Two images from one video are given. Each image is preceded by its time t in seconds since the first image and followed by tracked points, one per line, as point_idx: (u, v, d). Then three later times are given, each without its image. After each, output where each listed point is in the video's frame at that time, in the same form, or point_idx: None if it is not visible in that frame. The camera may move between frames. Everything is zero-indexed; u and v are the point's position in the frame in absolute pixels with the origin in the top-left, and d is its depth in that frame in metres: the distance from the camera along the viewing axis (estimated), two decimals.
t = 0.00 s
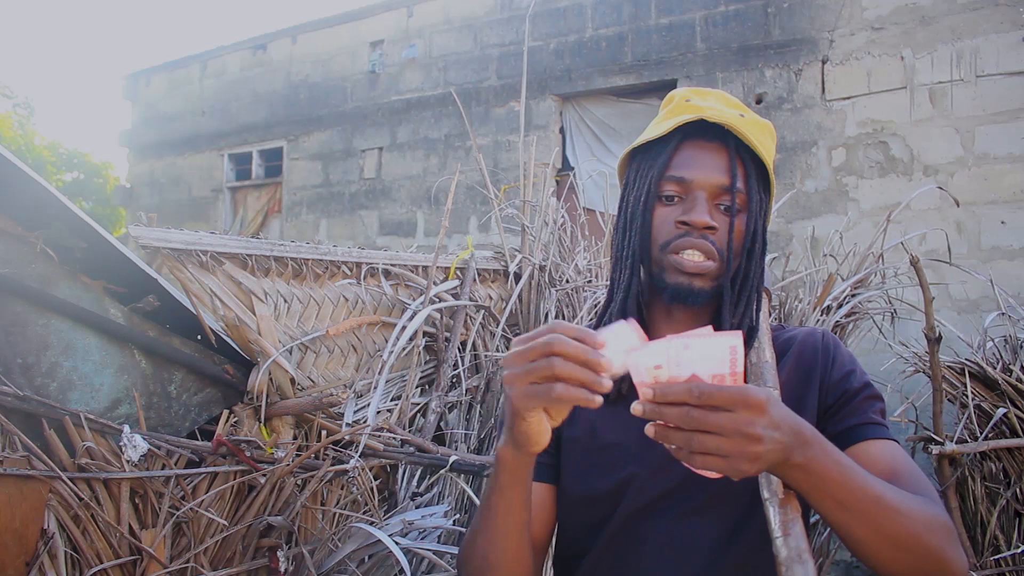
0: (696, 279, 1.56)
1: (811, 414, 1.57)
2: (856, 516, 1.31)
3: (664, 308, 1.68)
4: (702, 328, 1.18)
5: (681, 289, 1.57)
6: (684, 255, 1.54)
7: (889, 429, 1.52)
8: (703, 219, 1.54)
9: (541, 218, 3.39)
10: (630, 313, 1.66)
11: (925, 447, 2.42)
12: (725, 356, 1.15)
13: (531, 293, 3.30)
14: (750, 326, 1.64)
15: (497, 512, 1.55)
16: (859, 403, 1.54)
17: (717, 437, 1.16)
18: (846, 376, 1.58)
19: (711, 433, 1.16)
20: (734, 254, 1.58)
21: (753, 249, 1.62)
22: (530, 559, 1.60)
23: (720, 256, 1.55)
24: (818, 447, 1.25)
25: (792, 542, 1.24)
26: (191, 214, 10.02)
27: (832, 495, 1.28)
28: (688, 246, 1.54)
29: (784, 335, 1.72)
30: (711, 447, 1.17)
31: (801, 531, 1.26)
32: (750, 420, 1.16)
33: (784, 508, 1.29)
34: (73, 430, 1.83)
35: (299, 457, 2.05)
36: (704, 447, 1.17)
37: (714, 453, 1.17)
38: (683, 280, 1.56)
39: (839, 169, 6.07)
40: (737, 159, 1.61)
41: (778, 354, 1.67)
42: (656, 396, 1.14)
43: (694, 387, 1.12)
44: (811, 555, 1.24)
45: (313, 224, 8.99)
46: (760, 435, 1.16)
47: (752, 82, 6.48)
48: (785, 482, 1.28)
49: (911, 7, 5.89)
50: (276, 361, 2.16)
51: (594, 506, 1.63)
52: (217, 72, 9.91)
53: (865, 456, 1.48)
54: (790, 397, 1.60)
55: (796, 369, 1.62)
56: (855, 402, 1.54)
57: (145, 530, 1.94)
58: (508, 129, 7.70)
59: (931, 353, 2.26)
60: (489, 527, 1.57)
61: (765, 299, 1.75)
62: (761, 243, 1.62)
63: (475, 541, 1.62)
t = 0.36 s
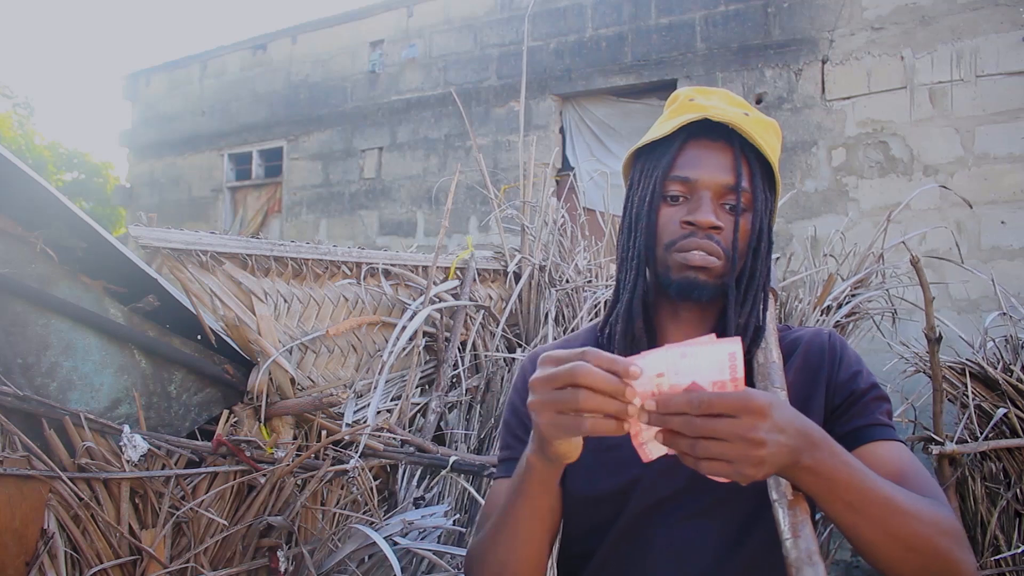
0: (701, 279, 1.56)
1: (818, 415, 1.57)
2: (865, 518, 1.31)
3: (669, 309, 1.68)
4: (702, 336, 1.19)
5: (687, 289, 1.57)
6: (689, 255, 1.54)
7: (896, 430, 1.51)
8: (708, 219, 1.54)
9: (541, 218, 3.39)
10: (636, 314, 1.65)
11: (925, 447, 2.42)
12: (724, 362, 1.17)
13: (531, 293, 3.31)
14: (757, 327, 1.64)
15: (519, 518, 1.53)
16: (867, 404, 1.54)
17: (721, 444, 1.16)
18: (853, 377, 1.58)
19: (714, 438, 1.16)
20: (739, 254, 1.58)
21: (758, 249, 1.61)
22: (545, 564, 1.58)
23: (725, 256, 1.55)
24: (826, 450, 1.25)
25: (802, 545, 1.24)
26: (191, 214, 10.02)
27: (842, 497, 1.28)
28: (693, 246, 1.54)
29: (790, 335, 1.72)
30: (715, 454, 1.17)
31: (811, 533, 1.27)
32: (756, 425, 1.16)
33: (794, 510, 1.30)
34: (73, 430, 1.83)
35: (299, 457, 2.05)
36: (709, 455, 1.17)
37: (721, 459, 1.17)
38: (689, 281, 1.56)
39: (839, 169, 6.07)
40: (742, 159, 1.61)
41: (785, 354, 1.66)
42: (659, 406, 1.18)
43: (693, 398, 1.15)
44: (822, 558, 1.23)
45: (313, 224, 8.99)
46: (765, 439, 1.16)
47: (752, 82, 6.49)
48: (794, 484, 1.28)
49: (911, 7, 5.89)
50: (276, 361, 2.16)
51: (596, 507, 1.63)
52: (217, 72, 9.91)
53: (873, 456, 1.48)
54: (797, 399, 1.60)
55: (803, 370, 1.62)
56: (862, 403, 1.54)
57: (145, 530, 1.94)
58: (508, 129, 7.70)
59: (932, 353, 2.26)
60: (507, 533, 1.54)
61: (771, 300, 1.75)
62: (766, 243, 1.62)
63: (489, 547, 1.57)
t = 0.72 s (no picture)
0: (701, 279, 1.56)
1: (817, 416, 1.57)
2: (865, 521, 1.31)
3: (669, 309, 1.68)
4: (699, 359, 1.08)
5: (686, 288, 1.56)
6: (689, 254, 1.54)
7: (896, 431, 1.52)
8: (710, 219, 1.53)
9: (541, 218, 3.38)
10: (636, 313, 1.65)
11: (925, 447, 2.42)
12: (717, 381, 1.08)
13: (531, 293, 3.31)
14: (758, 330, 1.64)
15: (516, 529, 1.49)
16: (867, 405, 1.54)
17: (714, 447, 1.16)
18: (853, 377, 1.58)
19: (707, 443, 1.16)
20: (740, 255, 1.58)
21: (759, 251, 1.62)
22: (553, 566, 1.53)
23: (725, 257, 1.55)
24: (823, 452, 1.25)
25: (804, 553, 1.25)
26: (191, 214, 10.02)
27: (842, 500, 1.28)
28: (694, 246, 1.54)
29: (790, 335, 1.72)
30: (710, 455, 1.17)
31: (812, 541, 1.27)
32: (751, 426, 1.16)
33: (795, 516, 1.30)
34: (73, 430, 1.83)
35: (299, 457, 2.05)
36: (705, 456, 1.17)
37: (717, 460, 1.17)
38: (688, 280, 1.56)
39: (839, 168, 6.07)
40: (745, 159, 1.61)
41: (785, 354, 1.66)
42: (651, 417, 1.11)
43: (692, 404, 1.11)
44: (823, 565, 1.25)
45: (313, 224, 8.99)
46: (760, 439, 1.16)
47: (752, 82, 6.49)
48: (794, 488, 1.28)
49: (911, 7, 5.89)
50: (276, 361, 2.16)
51: (597, 509, 1.62)
52: (217, 72, 9.90)
53: (874, 458, 1.49)
54: (797, 400, 1.60)
55: (804, 370, 1.62)
56: (862, 404, 1.54)
57: (145, 530, 1.94)
58: (508, 129, 7.69)
59: (932, 353, 2.26)
60: (506, 547, 1.51)
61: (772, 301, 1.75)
62: (767, 244, 1.62)
63: (489, 550, 1.55)
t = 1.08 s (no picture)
0: (695, 274, 1.56)
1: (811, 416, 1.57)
2: (857, 519, 1.31)
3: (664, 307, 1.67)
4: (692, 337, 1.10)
5: (679, 283, 1.56)
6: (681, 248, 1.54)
7: (891, 428, 1.52)
8: (701, 213, 1.53)
9: (541, 218, 3.38)
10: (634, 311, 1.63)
11: (925, 447, 2.42)
12: (712, 366, 1.10)
13: (531, 293, 3.31)
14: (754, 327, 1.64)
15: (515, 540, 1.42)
16: (861, 403, 1.54)
17: (708, 438, 1.15)
18: (848, 375, 1.58)
19: (701, 433, 1.15)
20: (732, 248, 1.58)
21: (753, 243, 1.62)
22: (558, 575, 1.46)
23: (718, 250, 1.55)
24: (816, 450, 1.24)
25: (794, 552, 1.27)
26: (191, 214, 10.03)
27: (834, 498, 1.28)
28: (686, 239, 1.54)
29: (785, 334, 1.72)
30: (703, 448, 1.16)
31: (803, 539, 1.29)
32: (746, 418, 1.15)
33: (786, 515, 1.32)
34: (73, 430, 1.83)
35: (299, 457, 2.05)
36: (702, 449, 1.16)
37: (710, 454, 1.16)
38: (682, 275, 1.55)
39: (839, 168, 6.07)
40: (733, 153, 1.61)
41: (779, 354, 1.66)
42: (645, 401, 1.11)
43: (685, 391, 1.11)
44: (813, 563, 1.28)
45: (313, 224, 8.99)
46: (754, 432, 1.16)
47: (752, 82, 6.48)
48: (788, 486, 1.28)
49: (911, 7, 5.89)
50: (276, 361, 2.16)
51: (597, 510, 1.62)
52: (217, 72, 9.91)
53: (869, 457, 1.48)
54: (792, 399, 1.60)
55: (798, 370, 1.62)
56: (858, 402, 1.54)
57: (145, 530, 1.94)
58: (508, 129, 7.69)
59: (932, 353, 2.26)
60: (506, 560, 1.43)
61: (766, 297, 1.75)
62: (759, 237, 1.63)
63: (487, 563, 1.48)
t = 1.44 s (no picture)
0: (692, 279, 1.56)
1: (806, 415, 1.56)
2: (849, 520, 1.30)
3: (660, 311, 1.67)
4: (703, 329, 1.10)
5: (676, 288, 1.57)
6: (679, 254, 1.54)
7: (887, 428, 1.51)
8: (698, 219, 1.53)
9: (541, 218, 3.39)
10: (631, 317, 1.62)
11: (925, 447, 2.42)
12: (720, 358, 1.09)
13: (531, 293, 3.31)
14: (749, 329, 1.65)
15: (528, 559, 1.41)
16: (856, 404, 1.53)
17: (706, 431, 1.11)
18: (842, 375, 1.57)
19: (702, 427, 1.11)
20: (728, 252, 1.58)
21: (748, 247, 1.63)
22: None
23: (715, 256, 1.55)
24: (809, 451, 1.23)
25: (781, 552, 1.29)
26: (191, 214, 10.03)
27: (826, 499, 1.27)
28: (683, 245, 1.54)
29: (781, 334, 1.71)
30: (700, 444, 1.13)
31: (791, 538, 1.30)
32: (742, 417, 1.13)
33: (773, 515, 1.32)
34: (73, 429, 1.84)
35: (299, 457, 2.05)
36: (700, 444, 1.11)
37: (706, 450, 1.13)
38: (678, 281, 1.56)
39: (839, 168, 6.07)
40: (729, 157, 1.61)
41: (775, 355, 1.66)
42: (649, 389, 1.07)
43: (689, 381, 1.08)
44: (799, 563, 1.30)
45: (313, 224, 8.99)
46: (751, 432, 1.14)
47: (752, 82, 6.49)
48: (779, 488, 1.27)
49: (911, 7, 5.89)
50: (276, 361, 2.16)
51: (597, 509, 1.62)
52: (217, 72, 9.91)
53: (862, 457, 1.48)
54: (786, 398, 1.59)
55: (792, 371, 1.61)
56: (853, 402, 1.54)
57: (145, 530, 1.94)
58: (508, 129, 7.69)
59: (932, 353, 2.26)
60: None
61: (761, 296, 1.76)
62: (754, 240, 1.63)
63: None
